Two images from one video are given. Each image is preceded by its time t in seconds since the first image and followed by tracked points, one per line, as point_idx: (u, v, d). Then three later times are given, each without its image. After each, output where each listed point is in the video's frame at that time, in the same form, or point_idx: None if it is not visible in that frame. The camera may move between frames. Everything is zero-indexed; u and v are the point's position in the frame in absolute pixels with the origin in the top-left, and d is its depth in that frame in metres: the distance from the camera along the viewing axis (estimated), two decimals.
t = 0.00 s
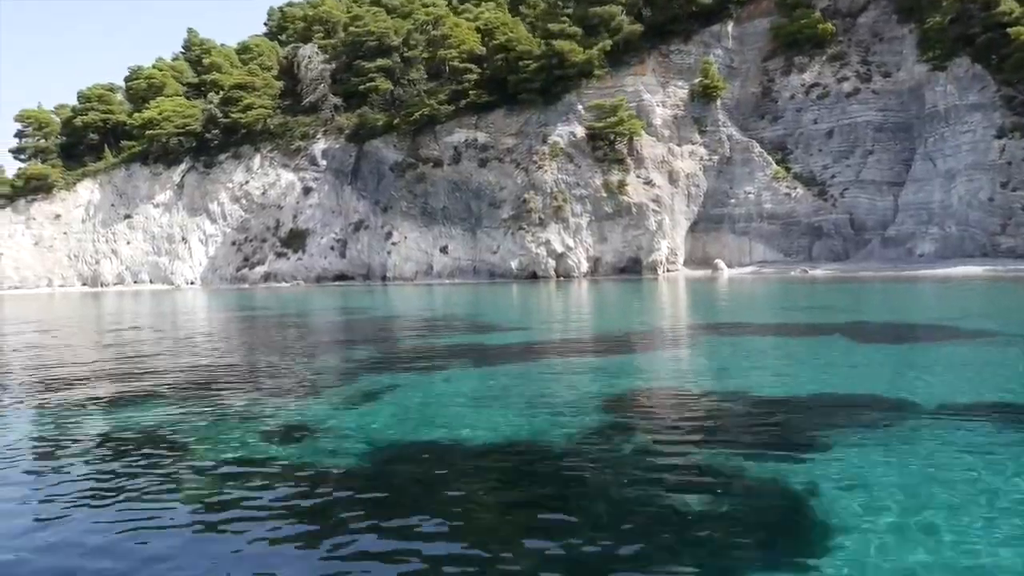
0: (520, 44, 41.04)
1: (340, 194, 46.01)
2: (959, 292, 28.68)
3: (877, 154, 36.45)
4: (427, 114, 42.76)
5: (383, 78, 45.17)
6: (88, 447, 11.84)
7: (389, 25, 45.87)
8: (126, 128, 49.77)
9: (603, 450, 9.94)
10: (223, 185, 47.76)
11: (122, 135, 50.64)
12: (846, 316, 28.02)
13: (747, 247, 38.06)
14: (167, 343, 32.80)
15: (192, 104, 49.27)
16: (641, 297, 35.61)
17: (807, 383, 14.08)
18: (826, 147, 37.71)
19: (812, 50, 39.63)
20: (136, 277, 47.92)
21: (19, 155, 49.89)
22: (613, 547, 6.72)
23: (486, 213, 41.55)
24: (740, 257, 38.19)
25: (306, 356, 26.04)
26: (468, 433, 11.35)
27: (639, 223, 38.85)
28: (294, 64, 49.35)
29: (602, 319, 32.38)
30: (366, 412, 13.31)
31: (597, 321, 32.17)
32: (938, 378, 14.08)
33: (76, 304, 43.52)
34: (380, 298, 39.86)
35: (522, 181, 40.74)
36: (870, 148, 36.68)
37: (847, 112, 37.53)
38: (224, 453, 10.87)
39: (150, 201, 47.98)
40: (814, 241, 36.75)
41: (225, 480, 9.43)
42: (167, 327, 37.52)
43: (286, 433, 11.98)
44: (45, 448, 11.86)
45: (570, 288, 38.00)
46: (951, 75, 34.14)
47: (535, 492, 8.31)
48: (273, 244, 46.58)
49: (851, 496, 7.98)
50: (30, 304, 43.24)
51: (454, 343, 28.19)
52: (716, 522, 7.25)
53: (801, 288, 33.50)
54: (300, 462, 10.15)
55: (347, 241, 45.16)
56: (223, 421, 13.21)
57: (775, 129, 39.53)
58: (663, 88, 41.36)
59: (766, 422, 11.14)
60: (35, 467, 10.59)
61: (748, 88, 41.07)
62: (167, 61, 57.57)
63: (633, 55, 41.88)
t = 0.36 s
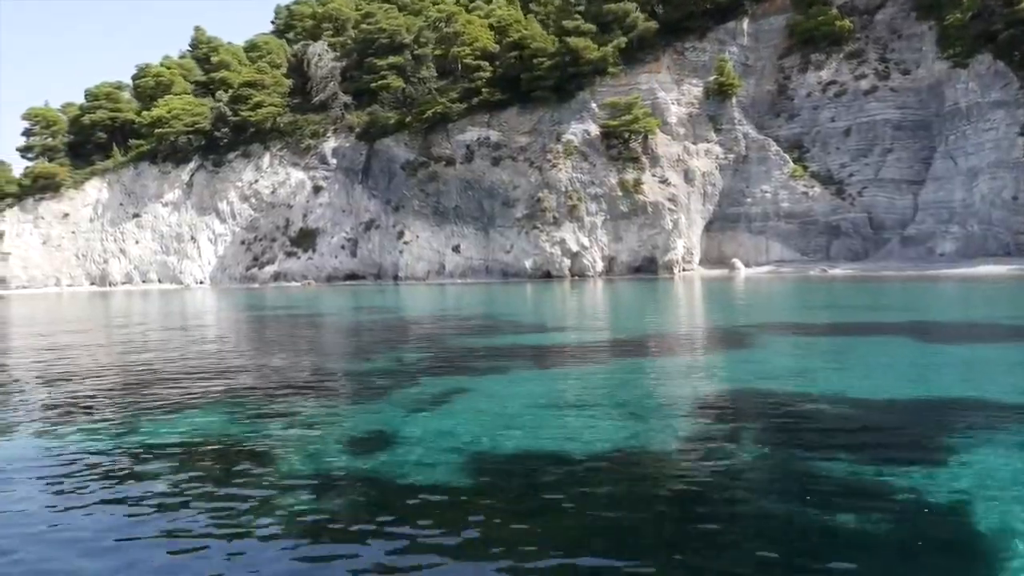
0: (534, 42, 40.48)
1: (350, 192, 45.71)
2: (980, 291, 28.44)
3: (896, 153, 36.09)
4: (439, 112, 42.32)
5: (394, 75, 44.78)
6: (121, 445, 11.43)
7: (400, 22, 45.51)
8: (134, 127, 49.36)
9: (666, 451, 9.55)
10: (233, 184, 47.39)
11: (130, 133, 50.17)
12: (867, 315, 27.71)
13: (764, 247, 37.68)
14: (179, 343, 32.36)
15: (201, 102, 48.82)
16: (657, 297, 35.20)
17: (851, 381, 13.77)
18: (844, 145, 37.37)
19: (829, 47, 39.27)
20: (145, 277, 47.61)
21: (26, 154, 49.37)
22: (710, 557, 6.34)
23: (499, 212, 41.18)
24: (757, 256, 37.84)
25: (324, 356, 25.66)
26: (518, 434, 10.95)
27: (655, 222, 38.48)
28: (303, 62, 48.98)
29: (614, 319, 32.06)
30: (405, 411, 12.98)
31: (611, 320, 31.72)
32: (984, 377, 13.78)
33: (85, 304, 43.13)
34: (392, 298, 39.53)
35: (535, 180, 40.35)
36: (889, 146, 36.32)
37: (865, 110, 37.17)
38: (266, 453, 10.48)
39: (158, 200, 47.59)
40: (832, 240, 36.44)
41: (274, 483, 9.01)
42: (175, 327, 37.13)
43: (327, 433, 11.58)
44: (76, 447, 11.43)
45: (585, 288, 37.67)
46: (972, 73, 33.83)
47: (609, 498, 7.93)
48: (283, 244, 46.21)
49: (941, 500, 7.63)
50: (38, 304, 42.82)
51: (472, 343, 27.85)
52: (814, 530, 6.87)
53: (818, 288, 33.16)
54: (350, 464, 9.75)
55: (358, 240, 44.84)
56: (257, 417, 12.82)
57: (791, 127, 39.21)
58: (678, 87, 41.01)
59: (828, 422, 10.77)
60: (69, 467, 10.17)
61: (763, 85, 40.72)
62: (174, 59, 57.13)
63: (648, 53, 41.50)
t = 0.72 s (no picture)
0: (548, 38, 40.04)
1: (360, 191, 45.38)
2: (1002, 290, 28.11)
3: (915, 150, 35.72)
4: (452, 110, 41.86)
5: (406, 73, 44.44)
6: (155, 442, 11.00)
7: (412, 20, 45.19)
8: (142, 125, 48.96)
9: (734, 452, 9.15)
10: (242, 182, 46.99)
11: (138, 131, 49.78)
12: (889, 314, 27.35)
13: (781, 246, 37.31)
14: (192, 343, 31.97)
15: (209, 100, 48.32)
16: (673, 297, 34.79)
17: (902, 381, 13.37)
18: (862, 143, 37.02)
19: (846, 44, 38.91)
20: (153, 276, 47.24)
21: (33, 152, 48.94)
22: (813, 566, 5.96)
23: (512, 210, 40.75)
24: (774, 256, 37.47)
25: (343, 356, 25.31)
26: (572, 434, 10.56)
27: (670, 220, 38.08)
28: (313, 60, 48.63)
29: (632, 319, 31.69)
30: (447, 411, 12.61)
31: (629, 320, 31.38)
32: None
33: (93, 304, 42.78)
34: (404, 297, 39.15)
35: (549, 178, 39.94)
36: (909, 144, 35.97)
37: (883, 107, 36.82)
38: (310, 452, 10.06)
39: (167, 199, 47.17)
40: (850, 239, 36.08)
41: (327, 482, 8.61)
42: (186, 327, 36.73)
43: (370, 432, 11.17)
44: (109, 444, 11.02)
45: (600, 287, 37.29)
46: (994, 70, 33.46)
47: (689, 500, 7.52)
48: (293, 243, 45.84)
49: None
50: (46, 303, 42.44)
51: (491, 344, 27.50)
52: (915, 537, 6.48)
53: (837, 287, 32.82)
54: (402, 463, 9.35)
55: (369, 239, 44.46)
56: (292, 417, 12.43)
57: (808, 125, 38.90)
58: (693, 84, 40.64)
59: (894, 423, 10.40)
60: (104, 464, 9.75)
61: (779, 83, 40.36)
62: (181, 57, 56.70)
63: (663, 50, 41.13)
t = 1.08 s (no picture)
0: (561, 35, 39.63)
1: (370, 190, 44.98)
2: None
3: (935, 149, 35.36)
4: (464, 109, 41.35)
5: (418, 71, 44.12)
6: (193, 451, 10.63)
7: (424, 17, 44.83)
8: (150, 123, 48.55)
9: (806, 463, 8.81)
10: (250, 181, 46.59)
11: (145, 130, 49.37)
12: (912, 313, 26.96)
13: (798, 246, 36.90)
14: (205, 343, 31.51)
15: (218, 98, 47.68)
16: (689, 297, 34.33)
17: (954, 382, 13.01)
18: (880, 141, 36.68)
19: (863, 42, 38.54)
20: (161, 276, 46.83)
21: (40, 151, 48.54)
22: None
23: (525, 209, 40.32)
24: (792, 255, 37.05)
25: (361, 357, 24.89)
26: (628, 440, 10.20)
27: (686, 220, 37.69)
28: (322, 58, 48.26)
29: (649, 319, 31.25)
30: (488, 413, 12.25)
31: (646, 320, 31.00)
32: None
33: (101, 304, 42.36)
34: (415, 298, 38.73)
35: (563, 176, 39.54)
36: (928, 142, 35.61)
37: (902, 105, 36.46)
38: (359, 462, 9.70)
39: (175, 198, 46.76)
40: (869, 239, 35.71)
41: (386, 497, 8.26)
42: (196, 326, 36.27)
43: (416, 438, 10.80)
44: (146, 453, 10.65)
45: (614, 287, 36.91)
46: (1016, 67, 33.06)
47: (776, 518, 7.18)
48: (303, 242, 45.41)
49: None
50: (54, 303, 42.06)
51: (511, 343, 27.05)
52: None
53: (856, 286, 32.46)
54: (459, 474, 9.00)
55: (379, 238, 44.04)
56: (330, 420, 12.08)
57: (824, 123, 38.57)
58: (708, 82, 40.25)
59: (963, 429, 10.05)
60: (146, 479, 9.40)
61: (795, 81, 39.99)
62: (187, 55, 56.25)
63: (677, 47, 40.73)
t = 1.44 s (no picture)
0: (575, 33, 39.26)
1: (381, 189, 44.59)
2: None
3: (954, 147, 35.02)
4: (477, 107, 41.05)
5: (429, 68, 43.82)
6: (233, 451, 10.22)
7: (436, 14, 44.56)
8: (157, 122, 48.17)
9: (884, 472, 8.47)
10: (259, 180, 46.21)
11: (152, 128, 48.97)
12: (936, 313, 26.56)
13: (815, 245, 36.52)
14: (217, 344, 31.12)
15: (226, 97, 47.44)
16: (703, 297, 33.93)
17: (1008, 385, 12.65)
18: (898, 140, 36.36)
19: (879, 40, 38.20)
20: (169, 276, 46.41)
21: (46, 149, 48.13)
22: None
23: (538, 208, 39.94)
24: (808, 255, 36.68)
25: (380, 358, 24.51)
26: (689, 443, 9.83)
27: (701, 219, 37.32)
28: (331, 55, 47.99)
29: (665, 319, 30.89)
30: (533, 416, 11.89)
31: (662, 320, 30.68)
32: None
33: (109, 304, 41.94)
34: (426, 298, 38.34)
35: (577, 175, 39.15)
36: (947, 141, 35.27)
37: (921, 104, 36.11)
38: (414, 467, 9.31)
39: (183, 197, 46.37)
40: (887, 238, 35.34)
41: (453, 505, 7.88)
42: (206, 327, 35.87)
43: (465, 441, 10.39)
44: (183, 453, 10.22)
45: (629, 287, 36.53)
46: None
47: (874, 534, 6.81)
48: (312, 242, 45.00)
49: None
50: (61, 303, 41.67)
51: (529, 345, 26.67)
52: None
53: (873, 286, 32.13)
54: (524, 479, 8.64)
55: (389, 237, 43.63)
56: (370, 424, 11.71)
57: (841, 122, 38.23)
58: (722, 80, 39.86)
59: None
60: (189, 479, 8.98)
61: (810, 79, 39.64)
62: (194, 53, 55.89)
63: (692, 45, 40.34)
